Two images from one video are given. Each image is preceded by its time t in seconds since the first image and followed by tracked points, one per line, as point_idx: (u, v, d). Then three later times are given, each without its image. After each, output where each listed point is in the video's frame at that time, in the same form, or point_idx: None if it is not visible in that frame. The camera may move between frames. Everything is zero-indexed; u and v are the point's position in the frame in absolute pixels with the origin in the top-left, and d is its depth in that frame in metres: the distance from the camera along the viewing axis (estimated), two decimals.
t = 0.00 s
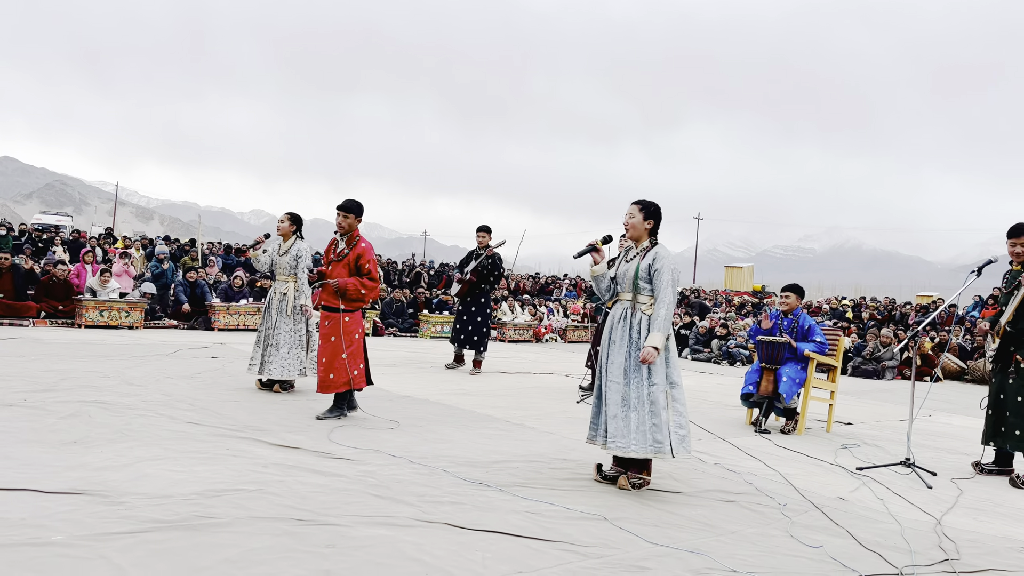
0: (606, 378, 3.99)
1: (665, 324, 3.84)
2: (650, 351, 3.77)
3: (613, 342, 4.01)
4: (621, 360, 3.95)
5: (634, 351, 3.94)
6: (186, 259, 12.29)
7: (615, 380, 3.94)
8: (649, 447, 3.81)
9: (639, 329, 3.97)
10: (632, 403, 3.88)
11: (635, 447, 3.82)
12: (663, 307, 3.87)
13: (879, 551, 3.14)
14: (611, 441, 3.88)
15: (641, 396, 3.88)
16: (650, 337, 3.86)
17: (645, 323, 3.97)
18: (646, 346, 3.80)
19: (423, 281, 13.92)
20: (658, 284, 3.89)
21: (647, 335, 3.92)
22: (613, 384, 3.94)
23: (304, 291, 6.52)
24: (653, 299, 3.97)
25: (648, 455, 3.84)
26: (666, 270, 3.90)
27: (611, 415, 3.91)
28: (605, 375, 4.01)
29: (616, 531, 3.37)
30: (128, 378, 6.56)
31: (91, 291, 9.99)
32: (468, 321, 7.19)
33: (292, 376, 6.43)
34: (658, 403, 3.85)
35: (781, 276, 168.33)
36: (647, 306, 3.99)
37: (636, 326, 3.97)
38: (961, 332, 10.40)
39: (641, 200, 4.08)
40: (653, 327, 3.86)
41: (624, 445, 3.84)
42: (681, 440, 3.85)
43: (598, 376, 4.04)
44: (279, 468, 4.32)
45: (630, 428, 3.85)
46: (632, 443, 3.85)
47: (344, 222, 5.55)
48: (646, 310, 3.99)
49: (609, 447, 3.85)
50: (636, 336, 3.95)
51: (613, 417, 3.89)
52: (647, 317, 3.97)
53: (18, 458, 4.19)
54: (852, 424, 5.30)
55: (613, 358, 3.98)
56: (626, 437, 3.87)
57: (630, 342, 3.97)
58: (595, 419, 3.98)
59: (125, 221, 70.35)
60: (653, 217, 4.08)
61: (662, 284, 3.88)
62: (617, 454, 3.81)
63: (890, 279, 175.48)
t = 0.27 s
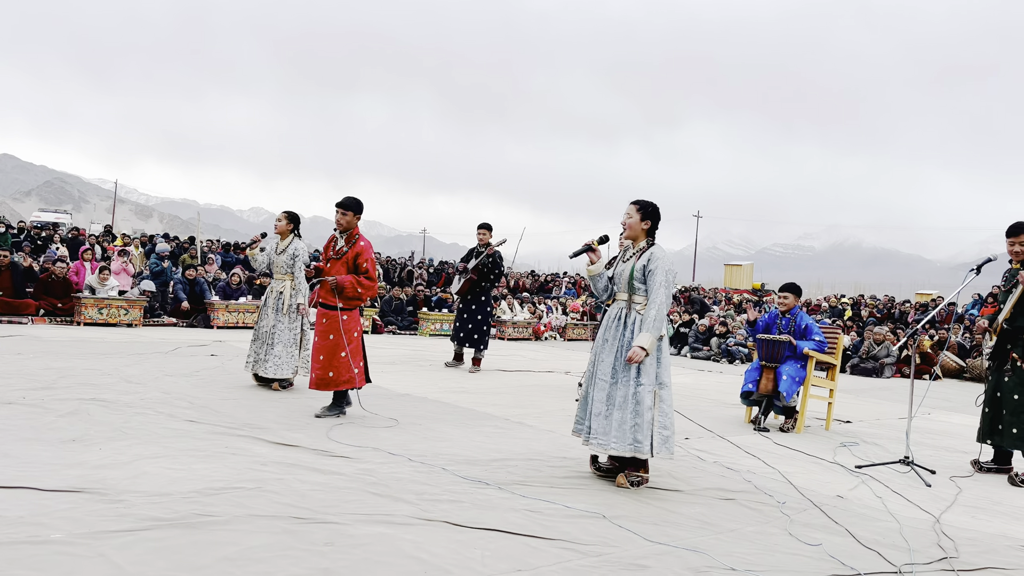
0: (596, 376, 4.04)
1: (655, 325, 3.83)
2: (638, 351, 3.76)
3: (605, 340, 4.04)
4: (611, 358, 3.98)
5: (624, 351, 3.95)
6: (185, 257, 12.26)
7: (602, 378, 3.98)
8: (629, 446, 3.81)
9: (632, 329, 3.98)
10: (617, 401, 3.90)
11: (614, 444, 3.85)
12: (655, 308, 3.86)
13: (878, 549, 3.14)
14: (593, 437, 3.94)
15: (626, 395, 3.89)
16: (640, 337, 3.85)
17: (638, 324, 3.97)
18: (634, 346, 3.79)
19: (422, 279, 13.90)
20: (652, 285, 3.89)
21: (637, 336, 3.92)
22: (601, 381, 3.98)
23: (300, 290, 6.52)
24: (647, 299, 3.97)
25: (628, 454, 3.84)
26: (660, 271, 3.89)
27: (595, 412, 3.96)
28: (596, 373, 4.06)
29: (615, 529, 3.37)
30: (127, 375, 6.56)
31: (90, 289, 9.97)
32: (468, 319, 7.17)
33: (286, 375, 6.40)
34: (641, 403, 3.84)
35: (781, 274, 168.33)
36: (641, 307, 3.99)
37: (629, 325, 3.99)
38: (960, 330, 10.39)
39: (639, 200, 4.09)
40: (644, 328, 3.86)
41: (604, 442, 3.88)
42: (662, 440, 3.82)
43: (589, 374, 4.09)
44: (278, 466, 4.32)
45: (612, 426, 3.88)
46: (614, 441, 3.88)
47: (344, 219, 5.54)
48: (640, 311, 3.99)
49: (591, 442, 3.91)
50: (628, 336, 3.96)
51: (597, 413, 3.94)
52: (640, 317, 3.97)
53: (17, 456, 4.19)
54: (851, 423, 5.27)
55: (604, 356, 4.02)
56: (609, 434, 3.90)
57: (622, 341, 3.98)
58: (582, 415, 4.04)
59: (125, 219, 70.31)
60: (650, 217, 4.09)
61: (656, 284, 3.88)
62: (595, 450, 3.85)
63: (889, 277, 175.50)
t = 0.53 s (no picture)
0: (586, 371, 4.03)
1: (645, 322, 3.82)
2: (629, 346, 3.73)
3: (596, 336, 4.03)
4: (601, 353, 3.97)
5: (615, 346, 3.95)
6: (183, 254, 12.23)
7: (594, 373, 3.98)
8: (622, 439, 3.82)
9: (621, 325, 3.98)
10: (609, 395, 3.91)
11: (607, 438, 3.85)
12: (644, 304, 3.85)
13: (875, 547, 3.14)
14: (587, 431, 3.94)
15: (618, 389, 3.89)
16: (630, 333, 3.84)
17: (627, 320, 3.96)
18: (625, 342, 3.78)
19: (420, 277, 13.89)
20: (641, 282, 3.89)
21: (627, 331, 3.92)
22: (591, 377, 3.97)
23: (294, 286, 6.51)
24: (636, 295, 3.97)
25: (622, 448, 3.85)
26: (650, 268, 3.89)
27: (587, 406, 3.96)
28: (586, 368, 4.05)
29: (613, 527, 3.37)
30: (125, 373, 6.55)
31: (88, 286, 9.95)
32: (467, 316, 7.15)
33: (279, 371, 6.40)
34: (633, 397, 3.84)
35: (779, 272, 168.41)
36: (630, 303, 3.99)
37: (618, 321, 3.98)
38: (958, 328, 10.40)
39: (632, 196, 4.08)
40: (633, 324, 3.84)
41: (597, 436, 3.88)
42: (653, 434, 3.82)
43: (580, 369, 4.09)
44: (276, 464, 4.32)
45: (605, 419, 3.88)
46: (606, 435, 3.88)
47: (341, 217, 5.53)
48: (629, 307, 3.99)
49: (585, 437, 3.91)
50: (618, 331, 3.96)
51: (589, 408, 3.94)
52: (629, 313, 3.97)
53: (15, 454, 4.19)
54: (849, 421, 5.26)
55: (594, 352, 4.01)
56: (601, 428, 3.90)
57: (612, 336, 3.98)
58: (574, 409, 4.04)
59: (123, 216, 70.23)
60: (642, 214, 4.07)
61: (645, 282, 3.88)
62: (588, 445, 3.86)
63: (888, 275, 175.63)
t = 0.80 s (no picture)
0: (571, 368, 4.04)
1: (628, 321, 3.83)
2: (612, 346, 3.78)
3: (580, 333, 4.03)
4: (586, 350, 3.97)
5: (599, 344, 3.95)
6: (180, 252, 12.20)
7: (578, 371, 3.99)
8: (608, 435, 3.84)
9: (605, 323, 3.98)
10: (594, 392, 3.92)
11: (593, 434, 3.87)
12: (628, 304, 3.85)
13: (871, 546, 3.15)
14: (572, 428, 3.96)
15: (602, 385, 3.90)
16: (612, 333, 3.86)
17: (611, 318, 3.96)
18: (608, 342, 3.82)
19: (417, 276, 13.88)
20: (627, 282, 3.88)
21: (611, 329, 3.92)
22: (576, 373, 3.98)
23: (281, 286, 6.53)
24: (621, 295, 3.97)
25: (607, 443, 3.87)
26: (636, 269, 3.87)
27: (573, 403, 3.97)
28: (571, 364, 4.06)
29: (609, 526, 3.37)
30: (121, 371, 6.54)
31: (84, 284, 9.92)
32: (462, 314, 7.14)
33: (271, 369, 6.40)
34: (617, 393, 3.85)
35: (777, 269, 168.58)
36: (614, 302, 3.99)
37: (602, 319, 3.98)
38: (954, 327, 10.41)
39: (616, 197, 4.08)
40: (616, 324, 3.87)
41: (583, 432, 3.90)
42: (638, 430, 3.84)
43: (565, 366, 4.09)
44: (272, 463, 4.31)
45: (591, 416, 3.90)
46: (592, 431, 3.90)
47: (338, 216, 5.52)
48: (614, 305, 3.98)
49: (571, 432, 3.93)
50: (602, 329, 3.97)
51: (575, 404, 3.96)
52: (613, 312, 3.97)
53: (10, 453, 4.17)
54: (845, 419, 5.26)
55: (578, 349, 4.02)
56: (586, 424, 3.92)
57: (596, 334, 3.99)
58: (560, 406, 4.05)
59: (119, 214, 70.07)
60: (626, 214, 4.07)
61: (630, 283, 3.87)
62: (574, 441, 3.87)
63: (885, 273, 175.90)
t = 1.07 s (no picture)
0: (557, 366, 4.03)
1: (619, 322, 3.83)
2: (605, 347, 3.77)
3: (569, 332, 4.03)
4: (573, 349, 3.97)
5: (587, 343, 3.95)
6: (175, 251, 12.15)
7: (564, 368, 3.97)
8: (588, 433, 3.83)
9: (595, 323, 3.97)
10: (578, 390, 3.90)
11: (573, 431, 3.86)
12: (619, 305, 3.86)
13: (864, 547, 3.15)
14: (553, 424, 3.94)
15: (587, 384, 3.89)
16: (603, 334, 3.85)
17: (602, 319, 3.96)
18: (602, 343, 3.81)
19: (413, 275, 13.85)
20: (618, 284, 3.89)
21: (600, 329, 3.92)
22: (562, 371, 3.97)
23: (275, 283, 6.57)
24: (611, 296, 3.97)
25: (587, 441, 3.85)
26: (628, 271, 3.88)
27: (555, 400, 3.96)
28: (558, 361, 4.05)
29: (603, 528, 3.37)
30: (115, 372, 6.51)
31: (77, 283, 9.87)
32: (454, 314, 7.12)
33: (263, 366, 6.41)
34: (601, 393, 3.84)
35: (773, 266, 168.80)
36: (605, 303, 3.99)
37: (592, 319, 3.98)
38: (948, 326, 10.42)
39: (603, 199, 4.05)
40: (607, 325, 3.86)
41: (563, 428, 3.88)
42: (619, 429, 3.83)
43: (551, 364, 4.08)
44: (266, 464, 4.30)
45: (572, 413, 3.88)
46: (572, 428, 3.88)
47: (334, 216, 5.50)
48: (605, 306, 3.98)
49: (551, 429, 3.91)
50: (592, 329, 3.96)
51: (558, 401, 3.94)
52: (605, 312, 3.96)
53: (2, 455, 4.16)
54: (840, 419, 5.27)
55: (566, 347, 4.01)
56: (567, 421, 3.91)
57: (584, 333, 3.98)
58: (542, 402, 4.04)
59: (115, 211, 69.85)
60: (614, 216, 4.06)
61: (620, 284, 3.87)
62: (554, 437, 3.86)
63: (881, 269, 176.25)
